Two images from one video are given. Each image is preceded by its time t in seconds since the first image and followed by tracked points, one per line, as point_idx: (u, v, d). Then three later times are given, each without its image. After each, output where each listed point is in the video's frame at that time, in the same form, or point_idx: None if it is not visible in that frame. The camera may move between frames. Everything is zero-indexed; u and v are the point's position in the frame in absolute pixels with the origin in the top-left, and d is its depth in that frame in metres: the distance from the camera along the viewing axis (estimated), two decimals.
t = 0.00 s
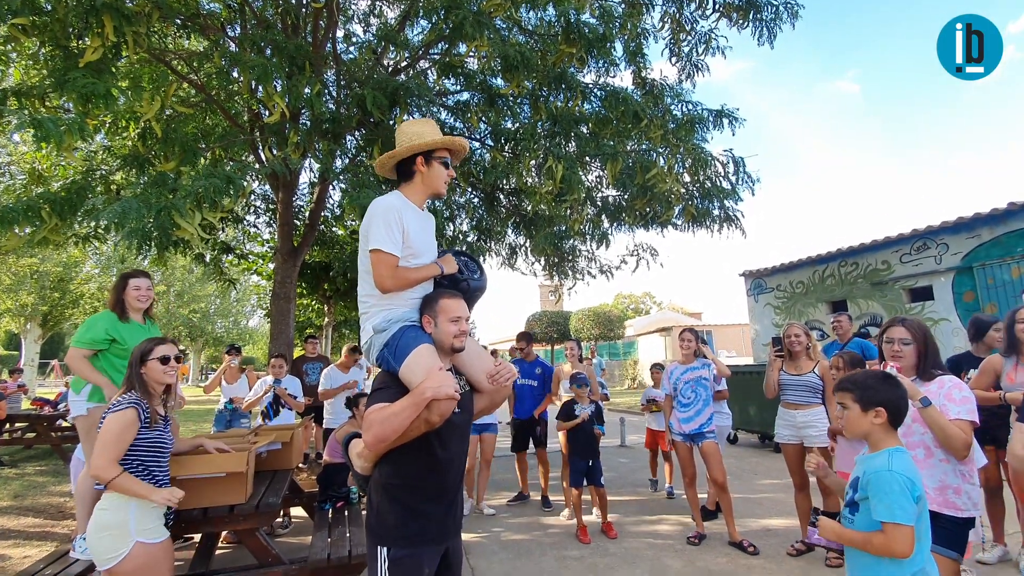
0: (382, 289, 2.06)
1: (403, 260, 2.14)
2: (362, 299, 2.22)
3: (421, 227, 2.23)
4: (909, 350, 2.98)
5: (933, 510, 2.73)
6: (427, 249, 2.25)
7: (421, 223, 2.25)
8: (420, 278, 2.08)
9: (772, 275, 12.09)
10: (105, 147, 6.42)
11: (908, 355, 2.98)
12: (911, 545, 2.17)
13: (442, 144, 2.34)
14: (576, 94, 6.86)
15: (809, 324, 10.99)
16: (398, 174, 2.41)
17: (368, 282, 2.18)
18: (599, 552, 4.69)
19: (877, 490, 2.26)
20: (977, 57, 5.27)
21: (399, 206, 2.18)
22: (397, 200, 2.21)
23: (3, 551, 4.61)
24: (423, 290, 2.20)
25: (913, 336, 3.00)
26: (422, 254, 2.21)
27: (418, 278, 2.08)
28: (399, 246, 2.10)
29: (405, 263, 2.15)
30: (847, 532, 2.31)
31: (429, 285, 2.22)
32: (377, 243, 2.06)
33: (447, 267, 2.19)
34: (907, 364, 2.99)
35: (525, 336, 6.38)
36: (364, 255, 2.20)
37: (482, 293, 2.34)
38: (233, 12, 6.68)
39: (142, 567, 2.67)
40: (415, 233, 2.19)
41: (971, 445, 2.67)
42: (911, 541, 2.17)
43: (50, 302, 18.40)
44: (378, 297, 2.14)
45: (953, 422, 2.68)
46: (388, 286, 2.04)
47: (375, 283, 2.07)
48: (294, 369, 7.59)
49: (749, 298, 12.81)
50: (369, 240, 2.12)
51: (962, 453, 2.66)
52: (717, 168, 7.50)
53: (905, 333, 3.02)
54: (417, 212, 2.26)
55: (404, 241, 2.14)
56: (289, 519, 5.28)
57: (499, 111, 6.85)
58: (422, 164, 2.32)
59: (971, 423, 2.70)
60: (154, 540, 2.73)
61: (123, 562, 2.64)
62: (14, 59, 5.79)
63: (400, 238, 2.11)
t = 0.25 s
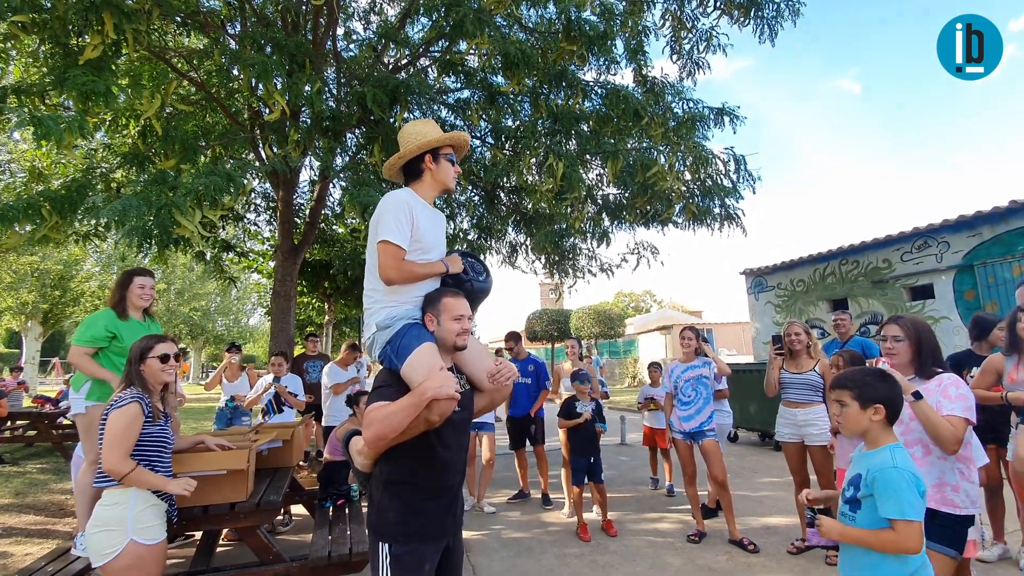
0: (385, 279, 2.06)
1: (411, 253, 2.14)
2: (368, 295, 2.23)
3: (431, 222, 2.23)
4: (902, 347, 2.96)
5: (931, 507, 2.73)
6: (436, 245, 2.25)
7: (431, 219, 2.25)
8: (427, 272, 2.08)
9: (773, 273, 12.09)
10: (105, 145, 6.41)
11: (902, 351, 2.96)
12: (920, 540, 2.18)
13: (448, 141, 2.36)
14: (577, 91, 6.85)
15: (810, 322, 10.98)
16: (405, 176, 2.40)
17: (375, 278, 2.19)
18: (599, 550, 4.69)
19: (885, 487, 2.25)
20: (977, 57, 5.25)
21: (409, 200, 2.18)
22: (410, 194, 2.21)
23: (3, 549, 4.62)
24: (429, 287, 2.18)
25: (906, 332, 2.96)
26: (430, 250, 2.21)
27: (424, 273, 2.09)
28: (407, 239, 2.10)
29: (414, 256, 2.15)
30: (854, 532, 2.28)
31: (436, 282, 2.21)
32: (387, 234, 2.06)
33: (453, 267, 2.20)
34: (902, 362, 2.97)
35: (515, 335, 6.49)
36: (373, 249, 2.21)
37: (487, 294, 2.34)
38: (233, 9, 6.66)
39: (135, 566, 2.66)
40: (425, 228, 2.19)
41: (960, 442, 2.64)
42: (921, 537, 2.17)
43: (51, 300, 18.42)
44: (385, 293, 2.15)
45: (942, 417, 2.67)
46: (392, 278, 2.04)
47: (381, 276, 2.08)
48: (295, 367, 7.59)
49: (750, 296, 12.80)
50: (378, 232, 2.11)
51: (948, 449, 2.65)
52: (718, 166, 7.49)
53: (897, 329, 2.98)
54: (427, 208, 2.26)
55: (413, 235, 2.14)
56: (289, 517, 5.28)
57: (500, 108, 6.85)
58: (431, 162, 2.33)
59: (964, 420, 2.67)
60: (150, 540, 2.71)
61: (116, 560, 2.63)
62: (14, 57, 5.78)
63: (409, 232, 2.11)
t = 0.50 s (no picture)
0: (388, 269, 2.07)
1: (417, 246, 2.15)
2: (372, 290, 2.22)
3: (439, 218, 2.24)
4: (896, 346, 2.95)
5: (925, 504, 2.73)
6: (442, 242, 2.25)
7: (440, 217, 2.26)
8: (430, 267, 2.11)
9: (774, 272, 12.07)
10: (107, 143, 6.41)
11: (896, 350, 2.95)
12: (922, 535, 2.18)
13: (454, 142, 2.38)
14: (578, 89, 6.84)
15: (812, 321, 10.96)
16: (412, 178, 2.40)
17: (379, 273, 2.19)
18: (600, 548, 4.69)
19: (889, 484, 2.24)
20: (977, 58, 5.24)
21: (419, 195, 2.19)
22: (420, 191, 2.23)
23: (6, 546, 4.63)
24: (434, 284, 2.18)
25: (899, 331, 2.95)
26: (437, 246, 2.21)
27: (430, 268, 2.10)
28: (414, 231, 2.10)
29: (420, 250, 2.15)
30: (855, 528, 2.26)
31: (440, 279, 2.21)
32: (394, 224, 2.07)
33: (456, 266, 2.21)
34: (898, 360, 2.96)
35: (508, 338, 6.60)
36: (379, 243, 2.21)
37: (491, 294, 2.33)
38: (234, 7, 6.65)
39: (141, 563, 2.67)
40: (432, 223, 2.20)
41: (938, 436, 2.64)
42: (923, 531, 2.18)
43: (53, 298, 18.44)
44: (388, 287, 2.14)
45: (923, 411, 2.68)
46: (396, 267, 2.05)
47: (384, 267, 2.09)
48: (296, 365, 7.59)
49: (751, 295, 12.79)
50: (386, 221, 2.12)
51: (925, 441, 2.66)
52: (720, 165, 7.47)
53: (890, 327, 2.98)
54: (437, 206, 2.27)
55: (421, 229, 2.15)
56: (291, 515, 5.29)
57: (501, 107, 6.85)
58: (439, 162, 2.34)
59: (947, 415, 2.65)
60: (155, 537, 2.73)
61: (122, 557, 2.63)
62: (15, 55, 5.78)
63: (416, 225, 2.13)
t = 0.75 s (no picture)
0: (391, 271, 2.08)
1: (419, 248, 2.15)
2: (375, 290, 2.23)
3: (440, 219, 2.25)
4: (896, 344, 2.95)
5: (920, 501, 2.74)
6: (445, 242, 2.25)
7: (441, 217, 2.26)
8: (434, 268, 2.10)
9: (776, 271, 12.07)
10: (109, 141, 6.42)
11: (896, 349, 2.96)
12: (926, 529, 2.19)
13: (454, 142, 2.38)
14: (579, 88, 6.83)
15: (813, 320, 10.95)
16: (413, 180, 2.40)
17: (381, 273, 2.20)
18: (601, 546, 4.70)
19: (894, 480, 2.24)
20: (977, 57, 5.22)
21: (420, 196, 2.19)
22: (420, 191, 2.22)
23: (9, 543, 4.65)
24: (437, 283, 2.18)
25: (899, 330, 2.95)
26: (439, 247, 2.22)
27: (432, 268, 2.10)
28: (415, 233, 2.11)
29: (423, 250, 2.15)
30: (857, 524, 2.26)
31: (442, 279, 2.20)
32: (396, 227, 2.07)
33: (458, 264, 2.20)
34: (899, 359, 2.97)
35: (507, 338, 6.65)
36: (381, 244, 2.21)
37: (493, 292, 2.32)
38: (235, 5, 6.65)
39: (147, 561, 2.68)
40: (434, 224, 2.20)
41: (925, 431, 2.64)
42: (927, 525, 2.19)
43: (55, 297, 18.46)
44: (390, 285, 2.15)
45: (914, 407, 2.68)
46: (399, 270, 2.05)
47: (387, 268, 2.09)
48: (297, 363, 7.60)
49: (753, 294, 12.79)
50: (388, 225, 2.12)
51: (912, 435, 2.68)
52: (722, 163, 7.46)
53: (889, 326, 2.98)
54: (438, 207, 2.28)
55: (422, 230, 2.15)
56: (292, 513, 5.30)
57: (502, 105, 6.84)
58: (439, 163, 2.34)
59: (938, 412, 2.64)
60: (160, 534, 2.74)
61: (127, 555, 2.64)
62: (17, 53, 5.79)
63: (417, 227, 2.13)
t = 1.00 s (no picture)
0: (386, 275, 2.08)
1: (413, 252, 2.15)
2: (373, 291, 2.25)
3: (435, 223, 2.24)
4: (896, 341, 2.97)
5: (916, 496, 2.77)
6: (441, 245, 2.25)
7: (437, 222, 2.26)
8: (426, 270, 2.10)
9: (777, 269, 12.06)
10: (110, 140, 6.43)
11: (896, 346, 2.97)
12: (926, 523, 2.19)
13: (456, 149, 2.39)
14: (581, 86, 6.81)
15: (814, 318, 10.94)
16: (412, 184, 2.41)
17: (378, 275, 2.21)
18: (602, 544, 4.71)
19: (892, 474, 2.25)
20: (977, 58, 5.21)
21: (414, 201, 2.20)
22: (415, 196, 2.23)
23: (13, 540, 4.67)
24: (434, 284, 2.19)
25: (900, 327, 2.96)
26: (435, 250, 2.21)
27: (424, 270, 2.09)
28: (408, 238, 2.11)
29: (417, 254, 2.16)
30: (859, 520, 2.25)
31: (440, 279, 2.19)
32: (389, 232, 2.08)
33: (454, 265, 2.20)
34: (900, 357, 2.98)
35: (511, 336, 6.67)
36: (377, 247, 2.22)
37: (492, 293, 2.30)
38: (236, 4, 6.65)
39: (150, 557, 2.69)
40: (429, 228, 2.20)
41: (916, 425, 2.65)
42: (926, 519, 2.19)
43: (57, 294, 18.50)
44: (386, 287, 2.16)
45: (909, 403, 2.70)
46: (393, 275, 2.05)
47: (381, 272, 2.10)
48: (299, 361, 7.61)
49: (755, 293, 12.79)
50: (381, 229, 2.13)
51: (904, 428, 2.69)
52: (723, 162, 7.45)
53: (890, 323, 3.00)
54: (433, 211, 2.28)
55: (417, 234, 2.16)
56: (294, 510, 5.32)
57: (503, 103, 6.84)
58: (440, 168, 2.35)
59: (933, 409, 2.64)
60: (162, 531, 2.75)
61: (129, 552, 2.65)
62: (19, 51, 5.80)
63: (411, 231, 2.13)
